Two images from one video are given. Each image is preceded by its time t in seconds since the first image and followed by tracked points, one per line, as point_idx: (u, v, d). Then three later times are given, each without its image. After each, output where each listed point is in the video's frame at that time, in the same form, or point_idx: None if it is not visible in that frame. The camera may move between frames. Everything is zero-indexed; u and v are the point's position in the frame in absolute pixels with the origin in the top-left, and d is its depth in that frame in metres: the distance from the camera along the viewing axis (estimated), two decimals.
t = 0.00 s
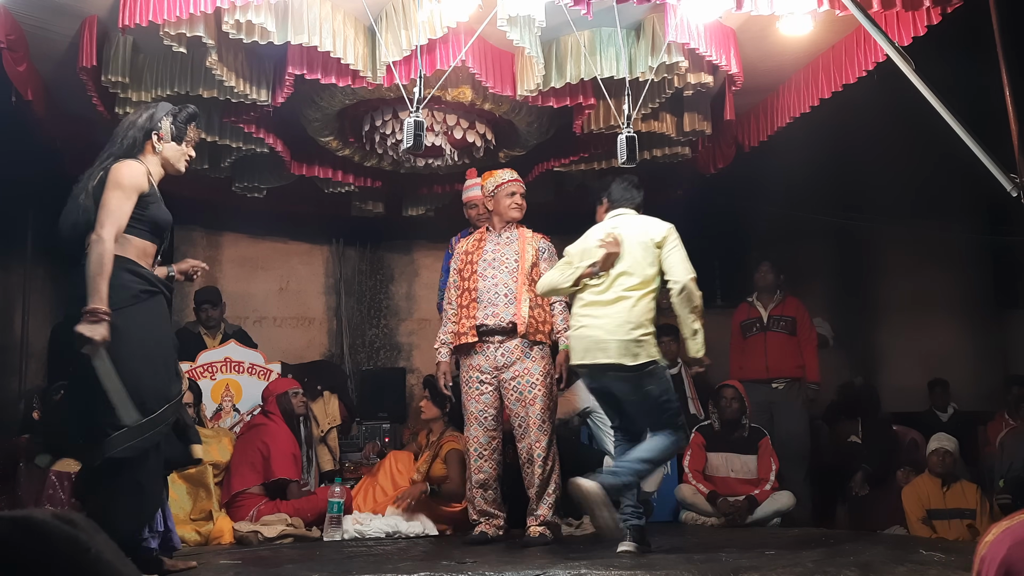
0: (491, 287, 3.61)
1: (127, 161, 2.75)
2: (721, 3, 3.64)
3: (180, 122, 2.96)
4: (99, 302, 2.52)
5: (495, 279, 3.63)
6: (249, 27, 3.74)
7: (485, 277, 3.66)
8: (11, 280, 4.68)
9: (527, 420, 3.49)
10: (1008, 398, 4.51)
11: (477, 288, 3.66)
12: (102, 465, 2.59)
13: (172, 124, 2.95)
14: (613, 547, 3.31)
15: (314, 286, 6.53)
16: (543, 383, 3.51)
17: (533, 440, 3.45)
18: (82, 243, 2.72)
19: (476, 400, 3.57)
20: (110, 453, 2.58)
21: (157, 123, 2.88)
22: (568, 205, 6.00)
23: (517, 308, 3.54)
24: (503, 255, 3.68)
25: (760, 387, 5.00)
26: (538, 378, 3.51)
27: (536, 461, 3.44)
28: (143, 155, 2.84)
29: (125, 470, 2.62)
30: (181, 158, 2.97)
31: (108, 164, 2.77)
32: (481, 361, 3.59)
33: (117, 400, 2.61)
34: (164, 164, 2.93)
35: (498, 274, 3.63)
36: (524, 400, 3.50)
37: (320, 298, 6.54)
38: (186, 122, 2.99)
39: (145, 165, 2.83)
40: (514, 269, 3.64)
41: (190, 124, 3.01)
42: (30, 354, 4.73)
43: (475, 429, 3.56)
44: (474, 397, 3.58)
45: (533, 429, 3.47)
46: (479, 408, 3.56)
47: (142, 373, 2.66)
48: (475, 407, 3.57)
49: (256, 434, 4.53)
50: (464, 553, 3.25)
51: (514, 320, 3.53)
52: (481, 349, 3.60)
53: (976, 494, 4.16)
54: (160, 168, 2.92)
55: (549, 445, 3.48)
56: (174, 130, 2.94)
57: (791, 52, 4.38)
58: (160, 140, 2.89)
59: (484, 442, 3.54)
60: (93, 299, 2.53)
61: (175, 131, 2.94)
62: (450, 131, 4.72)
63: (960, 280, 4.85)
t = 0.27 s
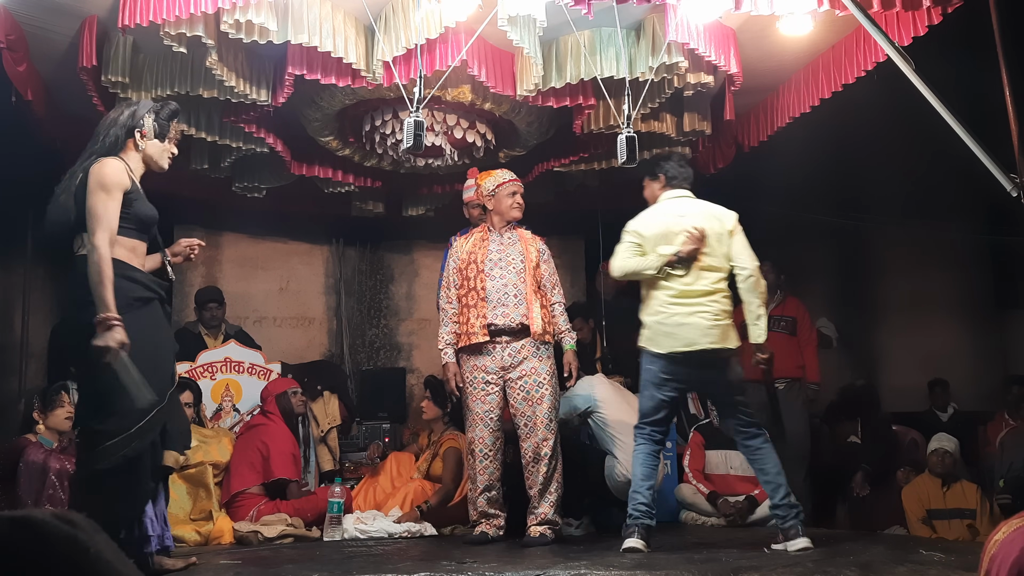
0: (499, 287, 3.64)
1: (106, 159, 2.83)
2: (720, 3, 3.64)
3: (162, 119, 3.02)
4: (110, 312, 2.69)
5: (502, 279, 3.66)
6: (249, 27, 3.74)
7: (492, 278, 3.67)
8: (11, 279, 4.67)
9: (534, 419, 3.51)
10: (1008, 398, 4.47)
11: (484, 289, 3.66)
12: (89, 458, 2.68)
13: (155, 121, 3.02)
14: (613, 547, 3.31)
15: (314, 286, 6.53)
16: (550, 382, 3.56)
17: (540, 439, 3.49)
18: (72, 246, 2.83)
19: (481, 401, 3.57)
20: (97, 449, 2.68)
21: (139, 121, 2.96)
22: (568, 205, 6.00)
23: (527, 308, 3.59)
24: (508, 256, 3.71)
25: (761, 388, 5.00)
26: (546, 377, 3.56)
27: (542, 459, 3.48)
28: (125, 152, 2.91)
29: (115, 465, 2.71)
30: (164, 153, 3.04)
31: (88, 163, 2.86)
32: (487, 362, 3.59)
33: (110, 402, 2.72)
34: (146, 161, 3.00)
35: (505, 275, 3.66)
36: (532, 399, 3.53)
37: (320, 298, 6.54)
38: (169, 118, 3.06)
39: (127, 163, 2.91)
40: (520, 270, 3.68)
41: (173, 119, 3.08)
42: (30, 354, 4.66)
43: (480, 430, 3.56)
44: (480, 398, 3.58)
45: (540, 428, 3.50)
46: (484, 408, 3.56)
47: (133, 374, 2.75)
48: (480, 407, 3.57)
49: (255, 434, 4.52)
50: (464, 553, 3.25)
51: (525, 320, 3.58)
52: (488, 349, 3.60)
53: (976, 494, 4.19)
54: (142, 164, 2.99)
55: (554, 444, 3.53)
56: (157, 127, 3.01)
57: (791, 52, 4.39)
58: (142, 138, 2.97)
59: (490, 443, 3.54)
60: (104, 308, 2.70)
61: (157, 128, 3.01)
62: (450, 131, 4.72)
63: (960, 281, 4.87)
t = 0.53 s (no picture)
0: (503, 288, 3.65)
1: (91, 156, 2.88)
2: (721, 3, 3.64)
3: (152, 120, 3.03)
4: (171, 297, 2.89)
5: (505, 280, 3.67)
6: (249, 27, 3.74)
7: (495, 278, 3.68)
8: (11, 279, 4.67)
9: (535, 419, 3.52)
10: (1008, 398, 4.36)
11: (487, 289, 3.66)
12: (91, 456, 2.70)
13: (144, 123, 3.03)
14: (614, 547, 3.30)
15: (314, 286, 6.54)
16: (552, 383, 3.59)
17: (542, 438, 3.50)
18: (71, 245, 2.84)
19: (483, 401, 3.57)
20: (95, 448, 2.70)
21: (128, 121, 2.99)
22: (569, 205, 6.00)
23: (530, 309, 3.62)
24: (510, 256, 3.73)
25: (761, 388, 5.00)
26: (548, 377, 3.59)
27: (543, 458, 3.49)
28: (115, 151, 2.93)
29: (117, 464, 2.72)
30: (151, 156, 3.03)
31: (77, 160, 2.88)
32: (488, 362, 3.59)
33: (116, 404, 2.78)
34: (133, 161, 3.01)
35: (508, 276, 3.68)
36: (533, 398, 3.54)
37: (320, 298, 6.54)
38: (158, 121, 3.07)
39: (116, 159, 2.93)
40: (522, 271, 3.70)
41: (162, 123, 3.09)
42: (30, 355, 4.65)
43: (482, 430, 3.55)
44: (482, 398, 3.57)
45: (542, 428, 3.51)
46: (486, 409, 3.56)
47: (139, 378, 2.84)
48: (482, 408, 3.56)
49: (255, 434, 4.52)
50: (464, 553, 3.25)
51: (528, 321, 3.60)
52: (491, 350, 3.60)
53: (976, 495, 4.24)
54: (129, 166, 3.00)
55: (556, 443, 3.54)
56: (146, 129, 3.02)
57: (791, 52, 4.39)
58: (131, 139, 2.98)
59: (491, 443, 3.53)
60: (162, 296, 2.88)
61: (146, 130, 3.02)
62: (450, 131, 4.72)
63: (959, 279, 4.75)
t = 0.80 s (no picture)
0: (503, 289, 3.65)
1: (103, 157, 2.86)
2: (721, 3, 3.65)
3: (152, 120, 3.01)
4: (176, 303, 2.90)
5: (505, 280, 3.67)
6: (249, 27, 3.74)
7: (495, 278, 3.67)
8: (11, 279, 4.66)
9: (536, 419, 3.53)
10: (1009, 398, 4.30)
11: (487, 289, 3.65)
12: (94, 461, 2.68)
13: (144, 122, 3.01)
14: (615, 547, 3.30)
15: (314, 286, 6.54)
16: (551, 383, 3.59)
17: (543, 438, 3.50)
18: (80, 247, 2.79)
19: (483, 401, 3.56)
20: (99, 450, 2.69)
21: (129, 121, 2.96)
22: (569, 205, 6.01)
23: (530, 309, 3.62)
24: (510, 256, 3.72)
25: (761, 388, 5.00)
26: (547, 378, 3.59)
27: (544, 457, 3.50)
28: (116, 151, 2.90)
29: (121, 466, 2.72)
30: (150, 155, 3.01)
31: (82, 160, 2.85)
32: (489, 363, 3.59)
33: (126, 405, 2.77)
34: (132, 162, 2.97)
35: (507, 276, 3.67)
36: (534, 399, 3.55)
37: (320, 298, 6.55)
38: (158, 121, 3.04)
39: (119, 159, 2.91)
40: (522, 271, 3.70)
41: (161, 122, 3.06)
42: (30, 354, 4.64)
43: (481, 430, 3.55)
44: (482, 398, 3.57)
45: (543, 428, 3.52)
46: (486, 409, 3.56)
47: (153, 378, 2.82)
48: (481, 408, 3.56)
49: (256, 434, 4.52)
50: (464, 553, 3.25)
51: (528, 322, 3.60)
52: (492, 351, 3.60)
53: (976, 494, 4.23)
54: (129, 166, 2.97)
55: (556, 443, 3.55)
56: (146, 128, 3.00)
57: (790, 52, 4.40)
58: (132, 139, 2.96)
59: (490, 443, 3.54)
60: (168, 300, 2.90)
61: (146, 130, 3.00)
62: (450, 131, 4.72)
63: (959, 280, 4.72)
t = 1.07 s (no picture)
0: (507, 292, 3.64)
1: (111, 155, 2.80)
2: (721, 3, 3.65)
3: (162, 117, 2.98)
4: (138, 312, 2.73)
5: (509, 283, 3.66)
6: (249, 27, 3.73)
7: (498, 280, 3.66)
8: (11, 279, 4.65)
9: (538, 420, 3.53)
10: (1008, 398, 4.33)
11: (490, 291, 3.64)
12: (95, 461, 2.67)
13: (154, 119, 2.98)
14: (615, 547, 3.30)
15: (314, 286, 6.54)
16: (552, 384, 3.59)
17: (544, 439, 3.50)
18: (84, 244, 2.78)
19: (483, 402, 3.56)
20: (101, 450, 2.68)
21: (139, 118, 2.93)
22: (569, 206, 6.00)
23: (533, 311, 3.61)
24: (513, 257, 3.70)
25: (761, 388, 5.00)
26: (548, 379, 3.59)
27: (546, 457, 3.49)
28: (125, 149, 2.87)
29: (122, 464, 2.71)
30: (160, 154, 2.99)
31: (92, 157, 2.83)
32: (491, 363, 3.59)
33: (130, 404, 2.76)
34: (141, 159, 2.94)
35: (511, 278, 3.66)
36: (535, 400, 3.54)
37: (320, 298, 6.54)
38: (168, 118, 3.02)
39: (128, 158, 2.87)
40: (526, 272, 3.69)
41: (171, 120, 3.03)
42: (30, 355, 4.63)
43: (480, 430, 3.55)
44: (482, 398, 3.57)
45: (543, 428, 3.52)
46: (486, 409, 3.56)
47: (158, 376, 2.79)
48: (481, 408, 3.56)
49: (255, 434, 4.52)
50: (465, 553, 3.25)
51: (531, 326, 3.60)
52: (494, 353, 3.60)
53: (976, 494, 4.24)
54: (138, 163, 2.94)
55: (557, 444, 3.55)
56: (156, 126, 2.97)
57: (790, 52, 4.40)
58: (141, 135, 2.92)
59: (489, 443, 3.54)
60: (130, 311, 2.73)
61: (156, 126, 2.97)
62: (450, 131, 4.71)
63: (958, 280, 4.70)
